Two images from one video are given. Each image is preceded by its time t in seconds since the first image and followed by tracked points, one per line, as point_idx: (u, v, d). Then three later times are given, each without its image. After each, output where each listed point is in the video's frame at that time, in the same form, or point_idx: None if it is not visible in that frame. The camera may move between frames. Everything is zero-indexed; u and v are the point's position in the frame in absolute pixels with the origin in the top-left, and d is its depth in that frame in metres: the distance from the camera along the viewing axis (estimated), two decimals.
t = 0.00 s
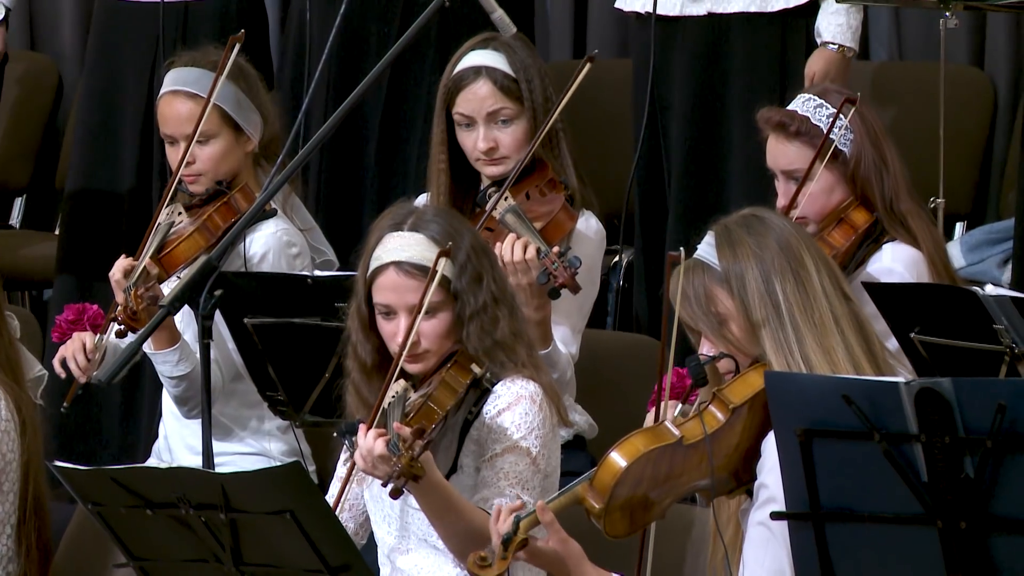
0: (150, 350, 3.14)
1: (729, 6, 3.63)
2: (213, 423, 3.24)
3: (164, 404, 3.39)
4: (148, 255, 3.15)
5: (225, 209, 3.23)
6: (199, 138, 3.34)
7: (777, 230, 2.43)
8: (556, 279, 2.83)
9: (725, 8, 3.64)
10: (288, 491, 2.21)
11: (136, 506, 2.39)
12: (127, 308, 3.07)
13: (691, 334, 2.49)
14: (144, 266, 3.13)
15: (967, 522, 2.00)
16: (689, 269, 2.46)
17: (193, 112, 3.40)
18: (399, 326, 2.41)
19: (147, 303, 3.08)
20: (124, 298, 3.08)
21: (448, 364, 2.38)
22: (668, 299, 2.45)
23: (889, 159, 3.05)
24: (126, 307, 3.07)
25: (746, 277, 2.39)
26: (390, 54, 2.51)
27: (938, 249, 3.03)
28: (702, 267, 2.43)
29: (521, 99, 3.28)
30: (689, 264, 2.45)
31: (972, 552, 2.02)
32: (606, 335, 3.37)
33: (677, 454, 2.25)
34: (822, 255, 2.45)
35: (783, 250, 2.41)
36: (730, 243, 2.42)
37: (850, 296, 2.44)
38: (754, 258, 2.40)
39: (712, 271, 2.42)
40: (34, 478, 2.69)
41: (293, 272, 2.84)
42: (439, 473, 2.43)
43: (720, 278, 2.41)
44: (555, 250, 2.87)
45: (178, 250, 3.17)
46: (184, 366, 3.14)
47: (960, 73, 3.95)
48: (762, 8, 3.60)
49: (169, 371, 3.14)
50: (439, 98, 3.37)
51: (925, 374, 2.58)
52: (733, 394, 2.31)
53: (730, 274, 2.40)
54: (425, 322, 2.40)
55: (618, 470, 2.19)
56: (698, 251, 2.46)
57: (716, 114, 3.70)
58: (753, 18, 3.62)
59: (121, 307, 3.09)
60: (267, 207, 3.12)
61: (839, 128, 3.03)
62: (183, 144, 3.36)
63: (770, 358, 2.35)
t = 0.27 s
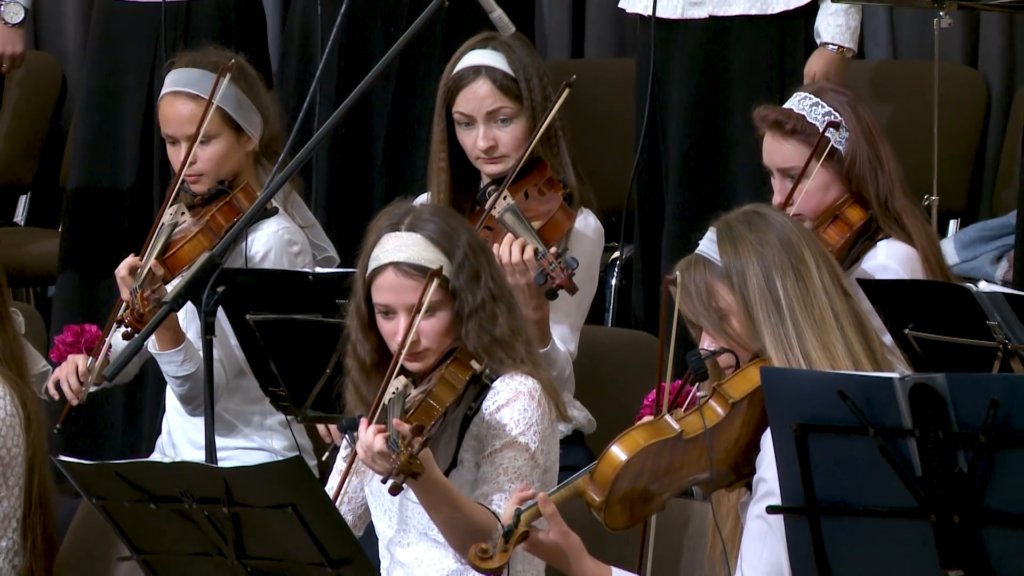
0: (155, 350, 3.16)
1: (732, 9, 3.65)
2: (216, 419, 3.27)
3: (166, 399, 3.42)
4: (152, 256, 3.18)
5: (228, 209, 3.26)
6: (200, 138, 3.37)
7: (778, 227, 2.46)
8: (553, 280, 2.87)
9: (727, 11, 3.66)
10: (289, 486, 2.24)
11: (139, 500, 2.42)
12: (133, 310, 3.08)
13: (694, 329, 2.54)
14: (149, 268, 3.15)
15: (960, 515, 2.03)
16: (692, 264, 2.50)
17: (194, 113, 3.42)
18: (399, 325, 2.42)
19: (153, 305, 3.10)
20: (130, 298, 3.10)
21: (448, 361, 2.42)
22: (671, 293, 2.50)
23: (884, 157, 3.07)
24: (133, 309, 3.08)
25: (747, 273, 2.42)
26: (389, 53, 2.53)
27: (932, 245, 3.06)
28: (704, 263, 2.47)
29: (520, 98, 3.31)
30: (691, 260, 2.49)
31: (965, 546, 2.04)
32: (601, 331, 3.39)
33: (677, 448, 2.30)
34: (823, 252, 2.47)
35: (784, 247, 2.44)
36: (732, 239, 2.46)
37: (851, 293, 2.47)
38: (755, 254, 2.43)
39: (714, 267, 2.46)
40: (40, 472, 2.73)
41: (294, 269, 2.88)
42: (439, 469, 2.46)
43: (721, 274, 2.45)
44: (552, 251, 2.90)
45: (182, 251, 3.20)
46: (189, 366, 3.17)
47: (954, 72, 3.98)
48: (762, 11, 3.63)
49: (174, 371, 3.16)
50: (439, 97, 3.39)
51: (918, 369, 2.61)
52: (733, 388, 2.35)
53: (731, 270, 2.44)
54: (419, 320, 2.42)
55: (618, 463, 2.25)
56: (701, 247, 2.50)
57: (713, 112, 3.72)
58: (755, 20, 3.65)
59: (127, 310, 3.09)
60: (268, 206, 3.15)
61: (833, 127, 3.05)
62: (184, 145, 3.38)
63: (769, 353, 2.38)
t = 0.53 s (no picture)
0: (157, 344, 3.23)
1: (720, 13, 3.74)
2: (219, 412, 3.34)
3: (170, 392, 3.49)
4: (155, 253, 3.24)
5: (230, 207, 3.33)
6: (203, 138, 3.45)
7: (772, 225, 2.53)
8: (546, 277, 2.97)
9: (714, 15, 3.74)
10: (290, 476, 2.31)
11: (143, 491, 2.49)
12: (136, 304, 3.16)
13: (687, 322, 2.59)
14: (151, 264, 3.22)
15: (943, 505, 2.10)
16: (686, 260, 2.56)
17: (197, 114, 3.48)
18: (396, 321, 2.49)
19: (157, 298, 3.18)
20: (135, 293, 3.18)
21: (444, 356, 2.48)
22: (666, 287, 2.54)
23: (870, 157, 3.14)
24: (137, 303, 3.16)
25: (741, 270, 2.49)
26: (392, 50, 2.59)
27: (916, 243, 3.12)
28: (698, 259, 2.52)
29: (516, 100, 3.38)
30: (685, 255, 2.54)
31: (947, 533, 2.11)
32: (595, 326, 3.46)
33: (671, 439, 2.37)
34: (814, 248, 2.55)
35: (777, 244, 2.51)
36: (726, 236, 2.53)
37: (842, 290, 2.55)
38: (749, 251, 2.50)
39: (708, 263, 2.52)
40: (47, 464, 2.79)
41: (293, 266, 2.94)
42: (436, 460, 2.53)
43: (716, 270, 2.51)
44: (545, 249, 2.99)
45: (185, 247, 3.26)
46: (190, 359, 3.24)
47: (939, 77, 4.03)
48: (749, 15, 3.72)
49: (175, 364, 3.23)
50: (438, 99, 3.46)
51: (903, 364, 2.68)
52: (727, 381, 2.42)
53: (725, 266, 2.50)
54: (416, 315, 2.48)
55: (614, 454, 2.33)
56: (695, 244, 2.56)
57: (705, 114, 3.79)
58: (742, 24, 3.74)
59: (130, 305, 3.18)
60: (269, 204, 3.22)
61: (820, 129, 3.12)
62: (187, 145, 3.45)
63: (762, 347, 2.44)
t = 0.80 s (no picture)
0: (152, 342, 3.29)
1: (696, 18, 3.78)
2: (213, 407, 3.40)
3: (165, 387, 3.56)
4: (150, 252, 3.31)
5: (223, 207, 3.41)
6: (196, 141, 3.52)
7: (759, 222, 2.58)
8: (531, 277, 3.03)
9: (690, 20, 3.79)
10: (282, 469, 2.37)
11: (139, 483, 2.55)
12: (132, 304, 3.20)
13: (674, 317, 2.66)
14: (147, 263, 3.27)
15: (918, 497, 2.17)
16: (675, 255, 2.62)
17: (190, 117, 3.53)
18: (385, 318, 2.57)
19: (152, 298, 3.22)
20: (129, 292, 3.21)
21: (432, 351, 2.56)
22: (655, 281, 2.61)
23: (847, 158, 3.21)
24: (132, 303, 3.20)
25: (728, 266, 2.54)
26: (379, 58, 2.62)
27: (892, 241, 3.20)
28: (686, 254, 2.59)
29: (505, 102, 3.45)
30: (674, 251, 2.61)
31: (922, 523, 2.19)
32: (579, 323, 3.52)
33: (656, 431, 2.44)
34: (799, 246, 2.61)
35: (764, 241, 2.57)
36: (715, 233, 2.58)
37: (826, 287, 2.60)
38: (736, 247, 2.55)
39: (696, 259, 2.58)
40: (47, 459, 2.85)
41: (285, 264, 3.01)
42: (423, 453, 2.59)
43: (703, 265, 2.57)
44: (530, 249, 3.05)
45: (179, 247, 3.33)
46: (185, 357, 3.30)
47: (912, 78, 4.16)
48: (723, 21, 3.76)
49: (171, 361, 3.29)
50: (428, 101, 3.53)
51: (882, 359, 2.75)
52: (711, 374, 2.50)
53: (712, 262, 2.56)
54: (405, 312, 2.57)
55: (600, 445, 2.39)
56: (684, 239, 2.62)
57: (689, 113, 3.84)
58: (718, 30, 3.77)
59: (126, 304, 3.22)
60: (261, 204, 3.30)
61: (800, 131, 3.18)
62: (180, 148, 3.52)
63: (746, 342, 2.50)
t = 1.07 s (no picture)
0: (137, 343, 3.36)
1: (656, 22, 3.92)
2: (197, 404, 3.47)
3: (150, 383, 3.62)
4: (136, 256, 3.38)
5: (205, 210, 3.50)
6: (178, 144, 3.61)
7: (729, 222, 2.64)
8: (511, 276, 3.10)
9: (651, 24, 3.93)
10: (263, 462, 2.44)
11: (124, 477, 2.63)
12: (119, 309, 3.28)
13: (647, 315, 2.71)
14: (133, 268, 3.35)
15: (883, 489, 2.24)
16: (648, 255, 2.68)
17: (173, 121, 3.61)
18: (363, 316, 2.66)
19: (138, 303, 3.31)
20: (116, 297, 3.30)
21: (409, 348, 2.62)
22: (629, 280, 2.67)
23: (813, 160, 3.30)
24: (119, 308, 3.28)
25: (700, 265, 2.60)
26: (353, 66, 2.69)
27: (858, 241, 3.28)
28: (659, 254, 2.64)
29: (483, 105, 3.51)
30: (647, 250, 2.67)
31: (887, 514, 2.25)
32: (556, 321, 3.59)
33: (630, 427, 2.51)
34: (769, 245, 2.66)
35: (734, 240, 2.62)
36: (686, 233, 2.63)
37: (794, 285, 2.66)
38: (707, 247, 2.61)
39: (668, 258, 2.63)
40: (34, 453, 2.92)
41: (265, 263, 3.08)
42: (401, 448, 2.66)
43: (675, 265, 2.62)
44: (510, 248, 3.12)
45: (163, 252, 3.41)
46: (170, 356, 3.37)
47: (875, 85, 4.22)
48: (683, 25, 3.89)
49: (156, 361, 3.36)
50: (408, 104, 3.60)
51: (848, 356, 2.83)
52: (683, 371, 2.57)
53: (684, 261, 2.61)
54: (381, 310, 2.67)
55: (576, 441, 2.47)
56: (657, 240, 2.67)
57: (664, 118, 3.97)
58: (677, 33, 3.91)
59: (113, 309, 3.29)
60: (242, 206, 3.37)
61: (767, 135, 3.27)
62: (162, 152, 3.61)
63: (718, 340, 2.55)
